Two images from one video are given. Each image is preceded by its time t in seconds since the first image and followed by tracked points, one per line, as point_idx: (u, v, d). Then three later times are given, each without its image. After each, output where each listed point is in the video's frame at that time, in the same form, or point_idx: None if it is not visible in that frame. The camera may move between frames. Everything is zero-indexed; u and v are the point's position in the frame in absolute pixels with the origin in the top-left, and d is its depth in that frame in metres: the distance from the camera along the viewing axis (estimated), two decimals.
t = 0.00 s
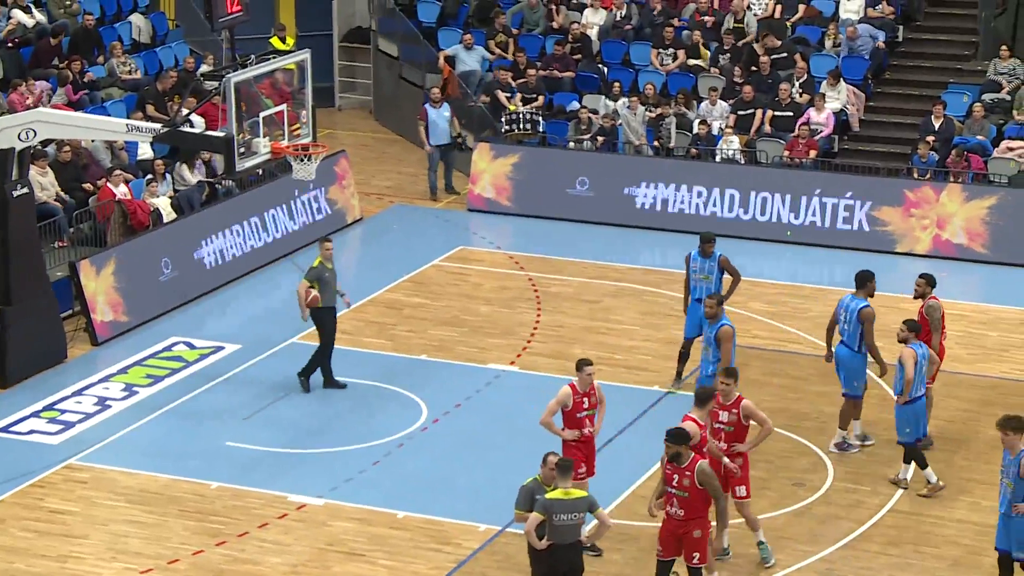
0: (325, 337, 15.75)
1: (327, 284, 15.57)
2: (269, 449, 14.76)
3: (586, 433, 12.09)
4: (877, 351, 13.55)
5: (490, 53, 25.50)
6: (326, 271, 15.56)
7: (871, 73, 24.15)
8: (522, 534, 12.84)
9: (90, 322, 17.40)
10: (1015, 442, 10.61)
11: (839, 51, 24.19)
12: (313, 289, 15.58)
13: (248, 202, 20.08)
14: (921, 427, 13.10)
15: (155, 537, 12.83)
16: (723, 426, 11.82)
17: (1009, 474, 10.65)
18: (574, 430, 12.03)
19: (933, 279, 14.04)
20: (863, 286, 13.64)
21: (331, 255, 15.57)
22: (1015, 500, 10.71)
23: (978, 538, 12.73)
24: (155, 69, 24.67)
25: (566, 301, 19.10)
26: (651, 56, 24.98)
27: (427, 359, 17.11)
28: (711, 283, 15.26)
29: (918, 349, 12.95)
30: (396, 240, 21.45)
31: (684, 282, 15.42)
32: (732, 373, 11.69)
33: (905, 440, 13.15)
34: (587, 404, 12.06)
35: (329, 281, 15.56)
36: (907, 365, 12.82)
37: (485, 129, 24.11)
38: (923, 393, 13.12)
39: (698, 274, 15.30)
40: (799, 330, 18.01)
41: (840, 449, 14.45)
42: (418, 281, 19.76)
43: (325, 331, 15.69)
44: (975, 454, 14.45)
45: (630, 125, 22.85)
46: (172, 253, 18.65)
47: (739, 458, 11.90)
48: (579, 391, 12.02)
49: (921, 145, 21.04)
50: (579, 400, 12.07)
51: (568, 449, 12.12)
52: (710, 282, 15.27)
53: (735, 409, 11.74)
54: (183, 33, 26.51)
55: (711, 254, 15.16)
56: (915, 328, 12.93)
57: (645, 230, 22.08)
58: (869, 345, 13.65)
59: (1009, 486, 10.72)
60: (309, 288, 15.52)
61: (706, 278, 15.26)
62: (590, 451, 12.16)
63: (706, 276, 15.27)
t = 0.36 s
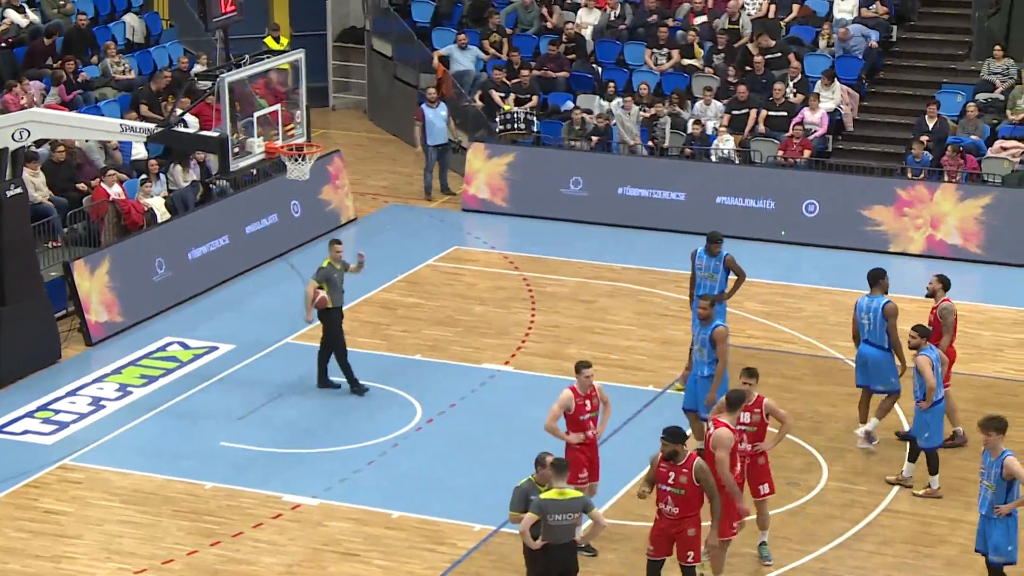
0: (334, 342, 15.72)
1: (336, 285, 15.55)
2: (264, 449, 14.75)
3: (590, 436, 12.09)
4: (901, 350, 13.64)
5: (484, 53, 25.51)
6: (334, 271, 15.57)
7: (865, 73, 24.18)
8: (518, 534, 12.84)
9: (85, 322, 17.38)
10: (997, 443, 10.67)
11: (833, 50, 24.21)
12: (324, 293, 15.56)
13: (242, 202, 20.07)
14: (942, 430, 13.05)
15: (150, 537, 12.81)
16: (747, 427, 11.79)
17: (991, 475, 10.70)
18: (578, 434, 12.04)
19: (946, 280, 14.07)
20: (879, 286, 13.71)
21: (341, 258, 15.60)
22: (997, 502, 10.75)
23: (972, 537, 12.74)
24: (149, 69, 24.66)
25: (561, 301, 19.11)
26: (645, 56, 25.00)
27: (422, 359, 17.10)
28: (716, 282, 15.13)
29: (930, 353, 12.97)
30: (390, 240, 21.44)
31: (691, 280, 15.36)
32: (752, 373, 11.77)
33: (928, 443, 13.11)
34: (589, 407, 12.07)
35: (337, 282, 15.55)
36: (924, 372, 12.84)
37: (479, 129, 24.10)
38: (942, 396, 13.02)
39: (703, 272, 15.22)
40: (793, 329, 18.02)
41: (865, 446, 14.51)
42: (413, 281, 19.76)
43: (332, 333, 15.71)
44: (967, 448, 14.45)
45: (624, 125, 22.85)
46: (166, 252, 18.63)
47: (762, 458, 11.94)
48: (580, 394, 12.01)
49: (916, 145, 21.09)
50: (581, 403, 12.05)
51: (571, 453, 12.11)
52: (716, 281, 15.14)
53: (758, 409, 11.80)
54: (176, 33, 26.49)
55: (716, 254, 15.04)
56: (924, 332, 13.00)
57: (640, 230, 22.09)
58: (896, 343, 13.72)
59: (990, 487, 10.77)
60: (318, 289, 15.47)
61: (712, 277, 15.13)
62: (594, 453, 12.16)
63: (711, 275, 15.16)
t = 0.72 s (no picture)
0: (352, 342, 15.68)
1: (350, 287, 15.57)
2: (260, 449, 14.75)
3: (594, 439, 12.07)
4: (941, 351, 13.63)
5: (481, 53, 25.51)
6: (347, 273, 15.55)
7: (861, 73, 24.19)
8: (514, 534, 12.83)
9: (81, 322, 17.37)
10: (985, 447, 10.67)
11: (830, 50, 24.22)
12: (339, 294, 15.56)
13: (239, 202, 20.07)
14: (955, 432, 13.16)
15: (147, 537, 12.81)
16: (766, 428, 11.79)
17: (981, 480, 10.67)
18: (583, 436, 12.02)
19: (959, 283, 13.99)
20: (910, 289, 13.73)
21: (353, 258, 15.51)
22: (987, 507, 10.72)
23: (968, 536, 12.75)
24: (146, 69, 24.65)
25: (558, 300, 19.11)
26: (641, 56, 25.01)
27: (419, 359, 17.10)
28: (715, 281, 15.09)
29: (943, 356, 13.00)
30: (387, 240, 21.44)
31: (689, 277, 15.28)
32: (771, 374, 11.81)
33: (934, 443, 13.20)
34: (594, 409, 12.05)
35: (351, 283, 15.55)
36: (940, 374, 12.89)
37: (475, 129, 24.11)
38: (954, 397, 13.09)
39: (703, 270, 15.15)
40: (789, 329, 18.04)
41: (865, 446, 14.56)
42: (409, 281, 19.75)
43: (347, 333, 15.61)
44: (962, 446, 14.46)
45: (620, 124, 22.86)
46: (162, 252, 18.63)
47: (778, 459, 12.02)
48: (585, 396, 12.00)
49: (912, 145, 21.12)
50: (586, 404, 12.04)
51: (575, 454, 12.10)
52: (713, 279, 15.10)
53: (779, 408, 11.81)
54: (172, 33, 26.44)
55: (715, 253, 14.94)
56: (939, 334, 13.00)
57: (636, 229, 22.09)
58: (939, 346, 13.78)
59: (980, 492, 10.74)
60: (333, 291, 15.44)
61: (711, 275, 15.09)
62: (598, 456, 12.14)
63: (710, 273, 15.09)
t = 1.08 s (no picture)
0: (366, 341, 15.75)
1: (361, 287, 15.54)
2: (258, 448, 14.75)
3: (607, 438, 12.07)
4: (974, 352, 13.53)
5: (479, 52, 25.52)
6: (358, 273, 15.53)
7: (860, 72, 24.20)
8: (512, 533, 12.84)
9: (80, 322, 17.38)
10: (985, 454, 10.54)
11: (829, 49, 24.23)
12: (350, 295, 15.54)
13: (238, 202, 20.08)
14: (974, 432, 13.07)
15: (145, 537, 12.82)
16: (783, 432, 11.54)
17: (977, 486, 10.61)
18: (596, 435, 12.03)
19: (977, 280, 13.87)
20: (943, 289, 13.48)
21: (364, 258, 15.49)
22: (982, 512, 10.68)
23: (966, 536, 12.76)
24: (144, 68, 24.65)
25: (556, 300, 19.12)
26: (639, 55, 25.01)
27: (417, 358, 17.11)
28: (708, 279, 15.21)
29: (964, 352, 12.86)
30: (385, 240, 21.44)
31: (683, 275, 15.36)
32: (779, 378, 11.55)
33: (947, 442, 13.13)
34: (608, 407, 12.06)
35: (361, 284, 15.53)
36: (957, 372, 12.75)
37: (473, 129, 24.12)
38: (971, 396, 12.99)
39: (695, 268, 15.25)
40: (787, 328, 18.05)
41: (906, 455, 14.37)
42: (408, 280, 19.75)
43: (361, 331, 15.65)
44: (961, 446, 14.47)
45: (619, 124, 22.89)
46: (161, 252, 18.64)
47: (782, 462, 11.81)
48: (598, 395, 12.04)
49: (911, 145, 21.12)
50: (598, 403, 12.07)
51: (588, 454, 12.10)
52: (707, 277, 15.20)
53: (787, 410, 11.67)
54: (171, 32, 26.62)
55: (707, 249, 15.11)
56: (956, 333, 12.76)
57: (634, 229, 22.10)
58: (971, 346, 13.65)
59: (976, 497, 10.70)
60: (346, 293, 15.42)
61: (703, 272, 15.21)
62: (610, 455, 12.14)
63: (703, 270, 15.22)
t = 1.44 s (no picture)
0: (372, 340, 15.71)
1: (370, 287, 15.47)
2: (257, 447, 14.75)
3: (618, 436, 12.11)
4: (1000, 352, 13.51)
5: (479, 52, 25.52)
6: (369, 273, 15.42)
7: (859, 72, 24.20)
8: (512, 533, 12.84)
9: (79, 321, 17.38)
10: (980, 460, 10.47)
11: (828, 48, 24.23)
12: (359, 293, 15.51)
13: (238, 201, 20.08)
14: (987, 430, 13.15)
15: (144, 536, 12.82)
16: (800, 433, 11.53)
17: (973, 491, 10.57)
18: (607, 433, 12.08)
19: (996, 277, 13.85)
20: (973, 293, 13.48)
21: (376, 259, 15.37)
22: (979, 518, 10.65)
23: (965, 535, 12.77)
24: (143, 67, 24.65)
25: (556, 300, 19.12)
26: (639, 55, 25.00)
27: (416, 357, 17.11)
28: (699, 275, 15.39)
29: (972, 351, 12.84)
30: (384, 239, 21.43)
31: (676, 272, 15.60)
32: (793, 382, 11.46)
33: (953, 441, 13.15)
34: (619, 405, 12.09)
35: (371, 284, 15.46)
36: (964, 369, 12.73)
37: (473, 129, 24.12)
38: (980, 395, 13.03)
39: (688, 265, 15.46)
40: (787, 328, 18.05)
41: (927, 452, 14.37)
42: (407, 279, 19.75)
43: (367, 330, 15.63)
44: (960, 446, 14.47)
45: (619, 123, 22.90)
46: (160, 251, 18.64)
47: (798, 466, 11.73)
48: (610, 392, 12.08)
49: (911, 144, 21.12)
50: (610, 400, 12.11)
51: (600, 451, 12.14)
52: (698, 273, 15.40)
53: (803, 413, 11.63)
54: (171, 31, 26.66)
55: (699, 246, 15.26)
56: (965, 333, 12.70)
57: (634, 228, 22.10)
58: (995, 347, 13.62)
59: (974, 503, 10.66)
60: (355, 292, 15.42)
61: (695, 268, 15.40)
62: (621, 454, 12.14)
63: (695, 267, 15.41)
